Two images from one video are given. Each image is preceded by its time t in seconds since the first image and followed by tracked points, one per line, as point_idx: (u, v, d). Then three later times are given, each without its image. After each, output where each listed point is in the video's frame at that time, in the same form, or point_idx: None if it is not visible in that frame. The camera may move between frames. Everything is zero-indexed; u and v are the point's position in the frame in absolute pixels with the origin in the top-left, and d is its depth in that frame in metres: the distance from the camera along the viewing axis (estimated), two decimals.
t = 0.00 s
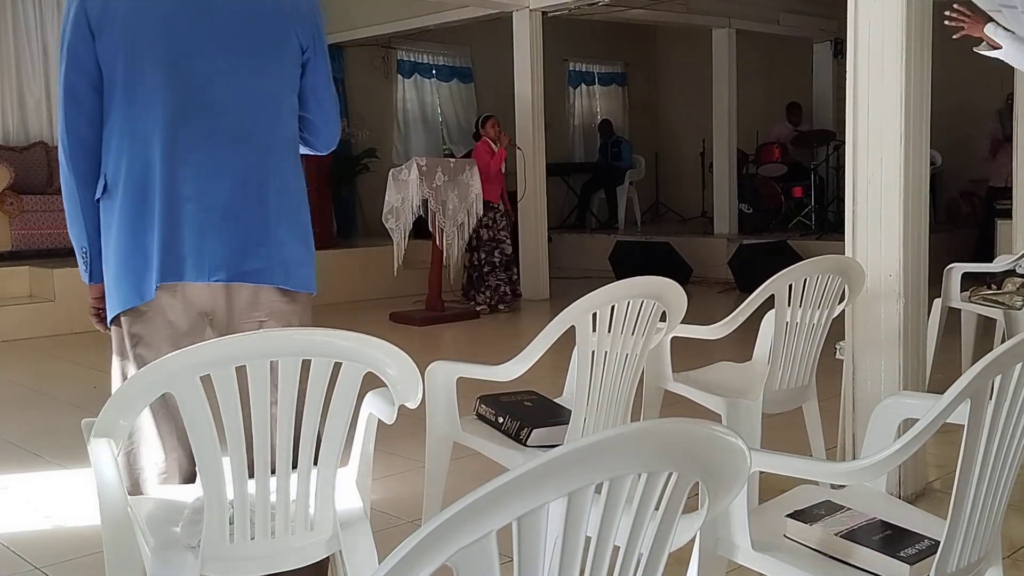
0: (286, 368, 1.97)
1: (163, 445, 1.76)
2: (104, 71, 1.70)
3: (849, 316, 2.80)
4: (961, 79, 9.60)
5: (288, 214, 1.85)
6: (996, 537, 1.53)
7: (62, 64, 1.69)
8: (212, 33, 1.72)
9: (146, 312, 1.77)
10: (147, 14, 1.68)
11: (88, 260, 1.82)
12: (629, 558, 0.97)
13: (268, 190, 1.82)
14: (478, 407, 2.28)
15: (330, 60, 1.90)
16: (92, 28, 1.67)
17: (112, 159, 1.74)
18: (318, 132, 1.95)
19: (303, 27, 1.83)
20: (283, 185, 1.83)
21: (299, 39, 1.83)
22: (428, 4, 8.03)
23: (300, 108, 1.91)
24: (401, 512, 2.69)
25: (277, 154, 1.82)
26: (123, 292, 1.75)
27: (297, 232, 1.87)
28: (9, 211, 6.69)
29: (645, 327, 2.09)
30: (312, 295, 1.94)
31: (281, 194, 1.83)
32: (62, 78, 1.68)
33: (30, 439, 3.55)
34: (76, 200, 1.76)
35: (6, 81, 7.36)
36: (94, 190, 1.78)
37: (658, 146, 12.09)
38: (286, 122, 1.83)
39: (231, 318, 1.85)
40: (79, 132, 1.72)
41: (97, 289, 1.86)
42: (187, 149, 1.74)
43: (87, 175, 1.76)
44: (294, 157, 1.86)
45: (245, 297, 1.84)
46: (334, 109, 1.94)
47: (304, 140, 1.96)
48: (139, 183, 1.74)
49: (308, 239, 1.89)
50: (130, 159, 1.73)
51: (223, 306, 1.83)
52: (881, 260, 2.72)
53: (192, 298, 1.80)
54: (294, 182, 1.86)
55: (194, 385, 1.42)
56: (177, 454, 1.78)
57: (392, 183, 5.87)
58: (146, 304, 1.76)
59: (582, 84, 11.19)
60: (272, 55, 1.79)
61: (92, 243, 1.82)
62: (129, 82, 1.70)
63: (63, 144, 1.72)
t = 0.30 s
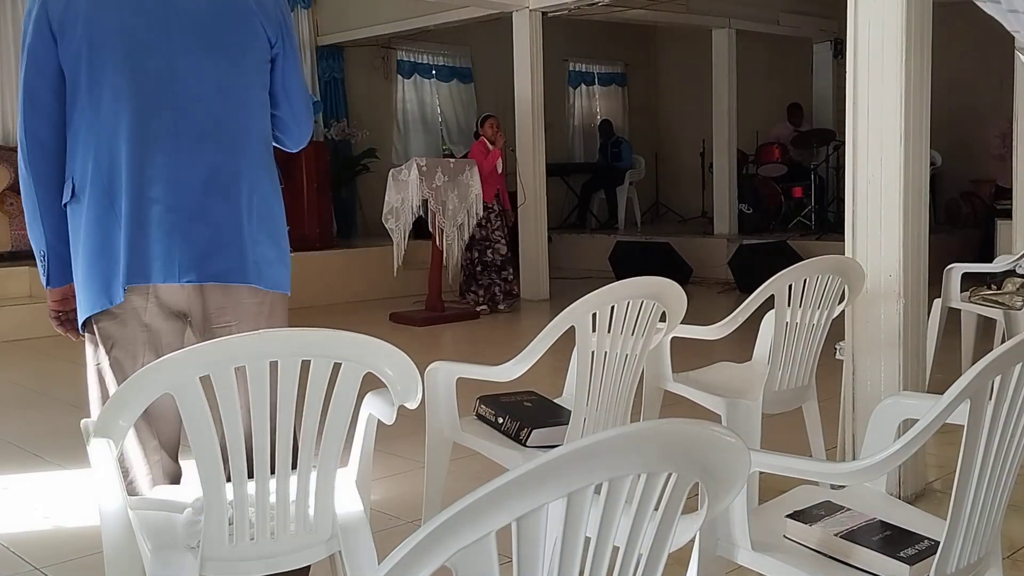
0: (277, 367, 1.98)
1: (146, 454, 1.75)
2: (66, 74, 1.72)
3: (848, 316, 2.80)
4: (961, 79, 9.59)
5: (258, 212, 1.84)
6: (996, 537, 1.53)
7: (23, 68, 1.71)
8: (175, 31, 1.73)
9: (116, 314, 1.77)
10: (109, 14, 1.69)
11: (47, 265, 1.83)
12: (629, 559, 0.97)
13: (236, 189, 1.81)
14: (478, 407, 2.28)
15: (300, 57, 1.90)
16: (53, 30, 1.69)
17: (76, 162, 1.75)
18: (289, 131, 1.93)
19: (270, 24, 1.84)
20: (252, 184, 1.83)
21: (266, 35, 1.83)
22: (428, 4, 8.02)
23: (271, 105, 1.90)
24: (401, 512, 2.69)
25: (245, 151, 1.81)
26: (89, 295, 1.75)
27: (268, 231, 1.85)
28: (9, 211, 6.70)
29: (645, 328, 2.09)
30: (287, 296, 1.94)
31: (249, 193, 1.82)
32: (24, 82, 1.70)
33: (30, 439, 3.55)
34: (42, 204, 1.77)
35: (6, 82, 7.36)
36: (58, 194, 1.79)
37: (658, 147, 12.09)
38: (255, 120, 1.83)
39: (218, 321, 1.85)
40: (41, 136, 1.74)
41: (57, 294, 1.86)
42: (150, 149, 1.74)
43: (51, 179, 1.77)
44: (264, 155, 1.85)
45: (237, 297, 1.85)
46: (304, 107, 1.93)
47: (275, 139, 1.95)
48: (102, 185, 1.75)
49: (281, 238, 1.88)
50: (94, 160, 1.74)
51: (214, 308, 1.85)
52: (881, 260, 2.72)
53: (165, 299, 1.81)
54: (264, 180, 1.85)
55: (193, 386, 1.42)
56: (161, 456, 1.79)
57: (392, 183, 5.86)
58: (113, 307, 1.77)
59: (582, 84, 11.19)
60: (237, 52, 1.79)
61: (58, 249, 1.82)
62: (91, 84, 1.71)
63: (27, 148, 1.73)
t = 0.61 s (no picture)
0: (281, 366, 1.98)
1: (152, 454, 1.76)
2: (68, 75, 1.72)
3: (849, 316, 2.80)
4: (962, 78, 9.59)
5: (263, 210, 1.85)
6: (996, 537, 1.53)
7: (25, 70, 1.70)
8: (177, 30, 1.73)
9: (124, 316, 1.77)
10: (110, 13, 1.69)
11: (59, 269, 1.82)
12: (629, 558, 0.97)
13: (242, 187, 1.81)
14: (478, 407, 2.27)
15: (300, 54, 1.91)
16: (54, 31, 1.69)
17: (81, 163, 1.75)
18: (290, 128, 1.93)
19: (270, 21, 1.84)
20: (257, 181, 1.83)
21: (267, 32, 1.83)
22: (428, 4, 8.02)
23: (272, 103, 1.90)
24: (401, 512, 2.69)
25: (250, 149, 1.82)
26: (100, 297, 1.74)
27: (273, 227, 1.86)
28: (9, 212, 6.72)
29: (645, 328, 2.09)
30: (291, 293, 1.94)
31: (254, 190, 1.83)
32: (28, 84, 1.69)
33: (30, 440, 3.55)
34: (47, 208, 1.76)
35: (6, 83, 7.37)
36: (64, 196, 1.78)
37: (658, 146, 12.09)
38: (258, 117, 1.83)
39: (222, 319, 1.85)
40: (46, 138, 1.73)
41: (69, 298, 1.86)
42: (155, 147, 1.74)
43: (56, 182, 1.77)
44: (267, 151, 1.86)
45: (239, 295, 1.85)
46: (306, 104, 1.94)
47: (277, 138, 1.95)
48: (108, 185, 1.74)
49: (287, 235, 1.90)
50: (99, 161, 1.73)
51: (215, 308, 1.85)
52: (881, 261, 2.72)
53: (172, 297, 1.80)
54: (269, 178, 1.86)
55: (193, 387, 1.42)
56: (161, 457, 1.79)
57: (392, 184, 5.85)
58: (123, 308, 1.76)
59: (582, 84, 11.19)
60: (239, 49, 1.79)
61: (64, 252, 1.81)
62: (95, 84, 1.71)
63: (31, 150, 1.73)
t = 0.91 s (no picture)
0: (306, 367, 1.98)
1: (170, 453, 1.74)
2: (110, 73, 1.70)
3: (848, 316, 2.80)
4: (962, 78, 9.59)
5: (298, 212, 1.84)
6: (996, 537, 1.53)
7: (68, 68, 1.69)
8: (217, 31, 1.72)
9: (160, 313, 1.76)
10: (153, 13, 1.68)
11: (97, 265, 1.81)
12: (629, 559, 0.97)
13: (278, 189, 1.80)
14: (478, 407, 2.28)
15: (336, 56, 1.91)
16: (97, 30, 1.68)
17: (121, 161, 1.74)
18: (327, 130, 1.95)
19: (308, 22, 1.83)
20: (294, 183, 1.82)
21: (305, 35, 1.83)
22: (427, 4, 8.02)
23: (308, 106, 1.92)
24: (401, 513, 2.69)
25: (286, 152, 1.81)
26: (136, 296, 1.73)
27: (306, 229, 1.86)
28: (9, 213, 6.67)
29: (645, 327, 2.09)
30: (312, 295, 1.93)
31: (290, 191, 1.82)
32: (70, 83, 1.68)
33: (29, 441, 3.54)
34: (87, 205, 1.75)
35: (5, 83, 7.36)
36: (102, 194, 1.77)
37: (658, 146, 12.09)
38: (295, 119, 1.82)
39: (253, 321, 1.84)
40: (87, 136, 1.72)
41: (105, 293, 1.85)
42: (193, 147, 1.72)
43: (95, 180, 1.75)
44: (303, 154, 1.85)
45: (261, 295, 1.83)
46: (341, 106, 1.95)
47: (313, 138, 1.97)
48: (147, 184, 1.73)
49: (320, 237, 1.90)
50: (139, 160, 1.72)
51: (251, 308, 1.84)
52: (881, 261, 2.72)
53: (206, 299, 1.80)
54: (304, 180, 1.86)
55: (193, 386, 1.42)
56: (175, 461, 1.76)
57: (392, 184, 5.85)
58: (160, 306, 1.75)
59: (582, 85, 11.19)
60: (279, 53, 1.78)
61: (101, 249, 1.81)
62: (135, 83, 1.70)
63: (72, 148, 1.71)
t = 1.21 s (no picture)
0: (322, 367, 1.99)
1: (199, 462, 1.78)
2: (150, 69, 1.73)
3: (849, 316, 2.80)
4: (960, 78, 9.59)
5: (328, 212, 1.87)
6: (996, 537, 1.53)
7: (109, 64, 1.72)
8: (254, 32, 1.74)
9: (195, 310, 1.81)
10: (192, 14, 1.70)
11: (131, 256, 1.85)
12: (628, 559, 0.97)
13: (308, 188, 1.83)
14: (478, 407, 2.28)
15: (370, 61, 1.93)
16: (138, 28, 1.71)
17: (157, 156, 1.77)
18: (359, 136, 1.98)
19: (344, 28, 1.85)
20: (323, 184, 1.85)
21: (341, 40, 1.85)
22: (427, 5, 8.02)
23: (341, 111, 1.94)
24: (401, 513, 2.69)
25: (319, 152, 1.83)
26: (168, 287, 1.77)
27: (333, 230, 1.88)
28: (9, 213, 6.67)
29: (644, 328, 2.09)
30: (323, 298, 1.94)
31: (319, 192, 1.84)
32: (111, 78, 1.71)
33: (29, 441, 3.55)
34: (123, 197, 1.79)
35: (6, 84, 7.36)
36: (137, 185, 1.80)
37: (658, 147, 12.09)
38: (327, 122, 1.84)
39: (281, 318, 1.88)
40: (125, 131, 1.75)
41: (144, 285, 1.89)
42: (229, 144, 1.75)
43: (131, 172, 1.79)
44: (333, 155, 1.87)
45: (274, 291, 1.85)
46: (373, 111, 1.97)
47: (345, 143, 1.99)
48: (183, 179, 1.76)
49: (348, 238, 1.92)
50: (175, 155, 1.75)
51: (283, 306, 1.88)
52: (881, 261, 2.72)
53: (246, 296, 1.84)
54: (333, 181, 1.88)
55: (193, 387, 1.42)
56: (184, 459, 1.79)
57: (392, 184, 5.85)
58: (193, 299, 1.79)
59: (582, 85, 11.19)
60: (316, 56, 1.80)
61: (136, 240, 1.84)
62: (174, 80, 1.73)
63: (110, 142, 1.74)
